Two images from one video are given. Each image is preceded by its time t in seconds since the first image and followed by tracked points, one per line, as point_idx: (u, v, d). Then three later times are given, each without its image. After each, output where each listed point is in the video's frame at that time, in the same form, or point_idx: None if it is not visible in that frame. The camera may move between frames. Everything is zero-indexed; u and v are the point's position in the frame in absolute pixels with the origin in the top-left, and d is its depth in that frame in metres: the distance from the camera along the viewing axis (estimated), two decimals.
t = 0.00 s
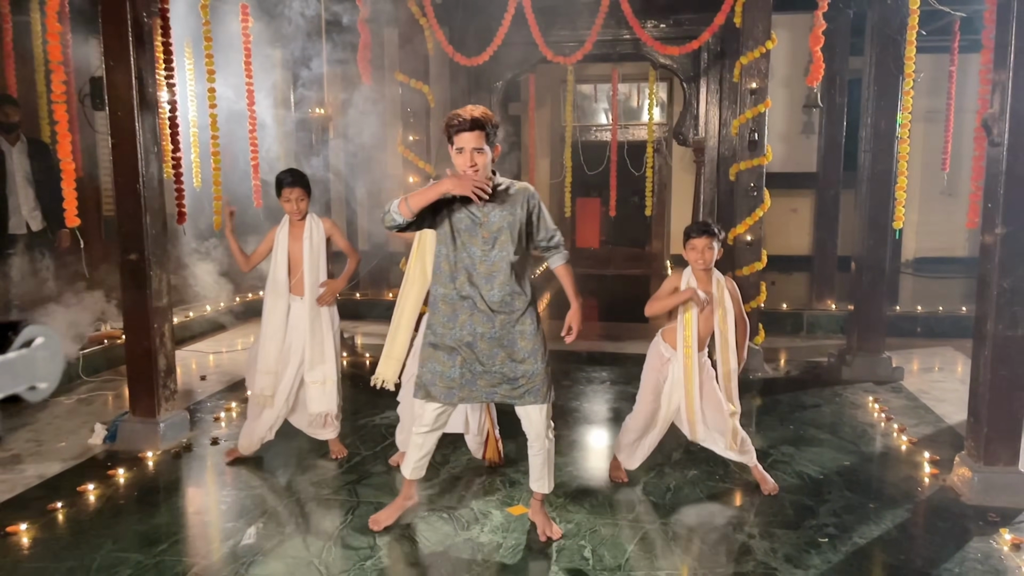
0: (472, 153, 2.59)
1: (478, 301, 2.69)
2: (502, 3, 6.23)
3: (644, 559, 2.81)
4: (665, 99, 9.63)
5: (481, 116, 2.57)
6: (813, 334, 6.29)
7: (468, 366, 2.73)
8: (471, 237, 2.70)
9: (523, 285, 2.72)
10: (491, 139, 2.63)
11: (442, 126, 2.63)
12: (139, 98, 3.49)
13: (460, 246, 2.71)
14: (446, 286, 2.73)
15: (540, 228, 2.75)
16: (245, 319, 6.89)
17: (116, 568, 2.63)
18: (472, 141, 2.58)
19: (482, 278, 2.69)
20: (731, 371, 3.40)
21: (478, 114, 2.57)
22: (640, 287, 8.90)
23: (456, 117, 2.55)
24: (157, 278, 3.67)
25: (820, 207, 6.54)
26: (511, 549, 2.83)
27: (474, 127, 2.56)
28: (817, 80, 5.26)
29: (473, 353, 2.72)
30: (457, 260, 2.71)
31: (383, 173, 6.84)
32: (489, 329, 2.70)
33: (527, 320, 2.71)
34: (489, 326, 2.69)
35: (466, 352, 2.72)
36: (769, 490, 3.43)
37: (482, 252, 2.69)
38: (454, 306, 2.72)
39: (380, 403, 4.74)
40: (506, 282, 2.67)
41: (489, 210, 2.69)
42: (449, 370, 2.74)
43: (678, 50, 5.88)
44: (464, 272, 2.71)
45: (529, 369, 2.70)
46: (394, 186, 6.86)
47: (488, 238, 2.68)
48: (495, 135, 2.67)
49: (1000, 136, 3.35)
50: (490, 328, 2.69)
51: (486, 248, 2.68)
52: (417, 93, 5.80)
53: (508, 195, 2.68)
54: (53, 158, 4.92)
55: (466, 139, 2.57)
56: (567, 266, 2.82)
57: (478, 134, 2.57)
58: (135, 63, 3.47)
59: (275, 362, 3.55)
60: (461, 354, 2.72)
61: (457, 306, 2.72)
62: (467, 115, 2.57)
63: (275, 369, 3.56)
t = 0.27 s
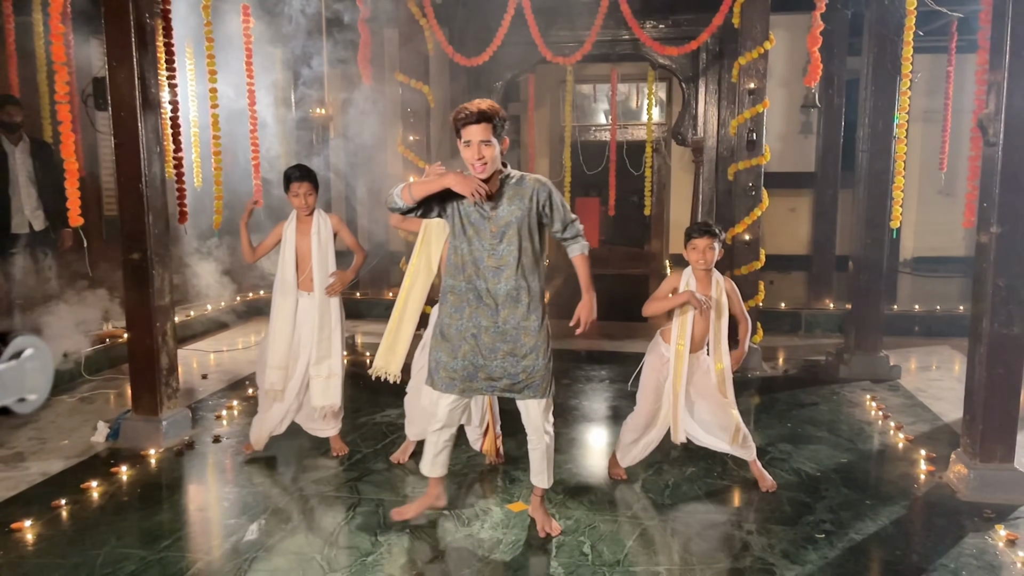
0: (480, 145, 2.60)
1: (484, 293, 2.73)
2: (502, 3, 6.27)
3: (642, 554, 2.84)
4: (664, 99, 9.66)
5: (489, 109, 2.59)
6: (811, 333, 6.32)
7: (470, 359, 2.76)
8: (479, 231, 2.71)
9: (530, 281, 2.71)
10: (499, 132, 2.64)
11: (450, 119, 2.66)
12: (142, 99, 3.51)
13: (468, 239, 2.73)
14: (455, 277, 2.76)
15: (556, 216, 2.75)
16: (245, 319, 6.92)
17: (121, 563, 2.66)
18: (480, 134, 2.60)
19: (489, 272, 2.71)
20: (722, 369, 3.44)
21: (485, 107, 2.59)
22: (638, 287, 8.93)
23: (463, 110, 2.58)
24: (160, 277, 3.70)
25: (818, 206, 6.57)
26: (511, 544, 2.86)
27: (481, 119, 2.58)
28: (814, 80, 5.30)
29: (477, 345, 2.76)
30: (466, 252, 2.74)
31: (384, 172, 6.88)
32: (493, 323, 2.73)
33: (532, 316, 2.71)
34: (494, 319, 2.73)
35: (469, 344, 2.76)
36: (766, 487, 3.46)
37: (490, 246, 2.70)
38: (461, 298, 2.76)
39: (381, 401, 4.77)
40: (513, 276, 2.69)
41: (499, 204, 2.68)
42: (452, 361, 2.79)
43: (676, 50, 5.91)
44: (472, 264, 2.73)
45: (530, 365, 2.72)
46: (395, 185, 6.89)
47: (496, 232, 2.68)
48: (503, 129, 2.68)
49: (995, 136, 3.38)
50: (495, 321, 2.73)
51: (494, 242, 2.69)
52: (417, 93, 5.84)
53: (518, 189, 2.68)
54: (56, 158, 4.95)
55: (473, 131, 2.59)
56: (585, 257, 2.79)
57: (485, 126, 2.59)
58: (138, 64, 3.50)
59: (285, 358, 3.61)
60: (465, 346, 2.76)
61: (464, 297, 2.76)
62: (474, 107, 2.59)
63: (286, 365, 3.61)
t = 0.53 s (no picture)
0: (487, 142, 2.64)
1: (489, 289, 2.77)
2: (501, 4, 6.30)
3: (641, 550, 2.87)
4: (663, 99, 9.69)
5: (497, 106, 2.61)
6: (809, 332, 6.35)
7: (474, 353, 2.81)
8: (485, 227, 2.75)
9: (535, 277, 2.73)
10: (507, 128, 2.67)
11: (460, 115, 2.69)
12: (144, 99, 3.53)
13: (473, 235, 2.77)
14: (463, 272, 2.80)
15: (565, 213, 2.75)
16: (245, 318, 6.94)
17: (125, 559, 2.69)
18: (488, 130, 2.63)
19: (494, 267, 2.75)
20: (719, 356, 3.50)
21: (493, 103, 2.61)
22: (637, 287, 8.95)
23: (471, 106, 2.61)
24: (162, 276, 3.72)
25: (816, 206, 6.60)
26: (511, 540, 2.89)
27: (489, 116, 2.61)
28: (812, 81, 5.34)
29: (483, 340, 2.79)
30: (472, 248, 2.77)
31: (383, 173, 6.90)
32: (497, 318, 2.77)
33: (536, 313, 2.73)
34: (498, 315, 2.77)
35: (473, 338, 2.81)
36: (765, 484, 3.49)
37: (495, 242, 2.74)
38: (467, 293, 2.80)
39: (381, 400, 4.80)
40: (517, 272, 2.72)
41: (505, 200, 2.72)
42: (456, 354, 2.84)
43: (675, 51, 5.94)
44: (477, 260, 2.77)
45: (533, 361, 2.75)
46: (394, 185, 6.92)
47: (501, 229, 2.72)
48: (512, 125, 2.70)
49: (990, 136, 3.41)
50: (499, 316, 2.77)
51: (500, 238, 2.73)
52: (417, 93, 5.87)
53: (525, 186, 2.71)
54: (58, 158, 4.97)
55: (481, 127, 2.63)
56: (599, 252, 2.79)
57: (492, 123, 2.61)
58: (140, 64, 3.53)
59: (294, 353, 3.64)
60: (469, 339, 2.82)
61: (469, 292, 2.80)
62: (483, 104, 2.62)
63: (295, 361, 3.64)
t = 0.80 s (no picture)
0: (501, 140, 2.69)
1: (495, 286, 2.84)
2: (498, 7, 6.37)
3: (636, 541, 2.94)
4: (658, 100, 9.76)
5: (509, 103, 2.66)
6: (802, 331, 6.43)
7: (482, 349, 2.88)
8: (494, 225, 2.82)
9: (543, 276, 2.79)
10: (520, 125, 2.72)
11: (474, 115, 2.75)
12: (147, 100, 3.59)
13: (482, 233, 2.84)
14: (473, 269, 2.87)
15: (571, 216, 2.75)
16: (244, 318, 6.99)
17: (131, 550, 2.75)
18: (502, 128, 2.68)
19: (501, 265, 2.82)
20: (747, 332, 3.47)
21: (506, 101, 2.66)
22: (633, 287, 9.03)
23: (485, 105, 2.66)
24: (164, 275, 3.78)
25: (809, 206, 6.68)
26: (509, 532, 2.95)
27: (503, 113, 2.66)
28: (804, 82, 5.41)
29: (491, 336, 2.87)
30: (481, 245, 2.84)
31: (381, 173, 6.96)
32: (504, 316, 2.83)
33: (543, 311, 2.80)
34: (502, 313, 2.84)
35: (482, 335, 2.88)
36: (758, 478, 3.56)
37: (503, 240, 2.80)
38: (476, 290, 2.88)
39: (379, 398, 4.86)
40: (523, 271, 2.78)
41: (512, 198, 2.79)
42: (467, 348, 2.93)
43: (670, 53, 5.99)
44: (485, 258, 2.84)
45: (539, 357, 2.81)
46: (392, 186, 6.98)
47: (508, 227, 2.79)
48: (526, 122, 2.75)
49: (977, 137, 3.49)
50: (506, 314, 2.83)
51: (506, 236, 2.79)
52: (415, 95, 5.94)
53: (533, 186, 2.78)
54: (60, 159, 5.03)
55: (495, 125, 2.68)
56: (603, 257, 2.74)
57: (506, 120, 2.66)
58: (143, 66, 3.58)
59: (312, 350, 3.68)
60: (478, 335, 2.89)
61: (478, 289, 2.87)
62: (496, 102, 2.67)
63: (315, 356, 3.68)
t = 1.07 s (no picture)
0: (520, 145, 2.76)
1: (511, 290, 2.92)
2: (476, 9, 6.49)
3: (612, 522, 3.09)
4: (633, 101, 9.96)
5: (524, 110, 2.73)
6: (773, 324, 6.63)
7: (507, 353, 3.02)
8: (505, 232, 2.89)
9: (553, 271, 2.90)
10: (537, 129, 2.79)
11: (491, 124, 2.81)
12: (134, 103, 3.68)
13: (495, 239, 2.92)
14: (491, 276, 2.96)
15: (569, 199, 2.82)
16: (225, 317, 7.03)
17: (128, 538, 2.84)
18: (520, 134, 2.75)
19: (511, 270, 2.89)
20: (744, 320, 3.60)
21: (522, 108, 2.73)
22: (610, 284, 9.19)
23: (506, 112, 2.72)
24: (152, 273, 3.86)
25: (779, 203, 6.89)
26: (491, 516, 3.09)
27: (522, 120, 2.73)
28: (773, 84, 5.60)
29: (511, 338, 2.99)
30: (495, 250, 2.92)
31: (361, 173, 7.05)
32: (522, 317, 2.95)
33: (556, 302, 2.95)
34: (519, 313, 2.95)
35: (503, 340, 3.01)
36: (802, 459, 3.79)
37: (514, 243, 2.87)
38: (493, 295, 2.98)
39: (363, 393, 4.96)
40: (535, 270, 2.87)
41: (522, 202, 2.85)
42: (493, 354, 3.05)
43: (643, 56, 6.09)
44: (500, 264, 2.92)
45: (562, 345, 2.96)
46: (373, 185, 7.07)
47: (519, 232, 2.85)
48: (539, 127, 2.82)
49: (931, 137, 3.70)
50: (523, 315, 2.95)
51: (517, 239, 2.86)
52: (396, 96, 6.04)
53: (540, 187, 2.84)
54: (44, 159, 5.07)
55: (514, 133, 2.74)
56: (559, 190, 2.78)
57: (525, 127, 2.73)
58: (130, 69, 3.67)
59: (311, 357, 3.76)
60: (500, 339, 3.01)
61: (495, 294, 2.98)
62: (514, 110, 2.73)
63: (315, 364, 3.77)
